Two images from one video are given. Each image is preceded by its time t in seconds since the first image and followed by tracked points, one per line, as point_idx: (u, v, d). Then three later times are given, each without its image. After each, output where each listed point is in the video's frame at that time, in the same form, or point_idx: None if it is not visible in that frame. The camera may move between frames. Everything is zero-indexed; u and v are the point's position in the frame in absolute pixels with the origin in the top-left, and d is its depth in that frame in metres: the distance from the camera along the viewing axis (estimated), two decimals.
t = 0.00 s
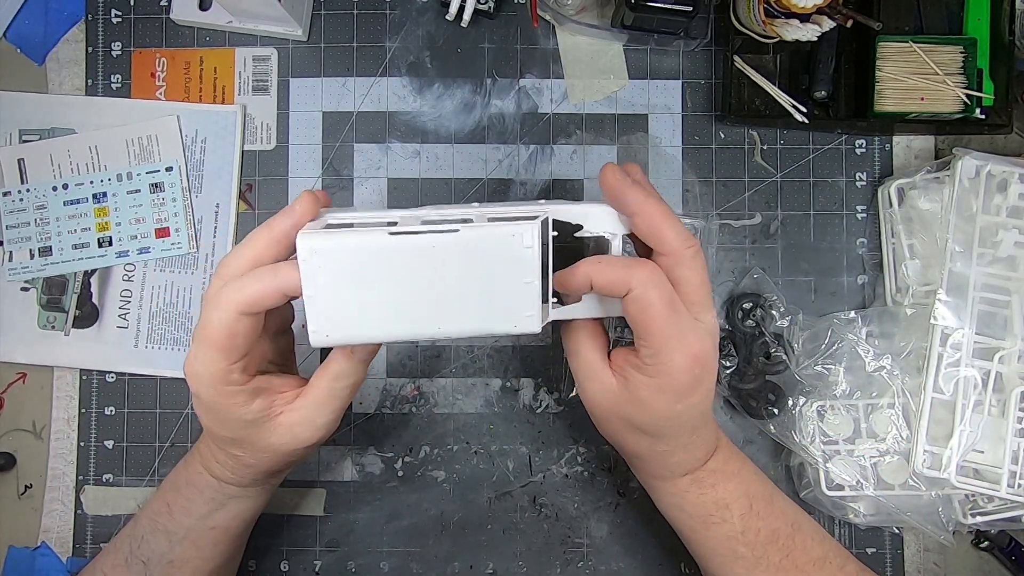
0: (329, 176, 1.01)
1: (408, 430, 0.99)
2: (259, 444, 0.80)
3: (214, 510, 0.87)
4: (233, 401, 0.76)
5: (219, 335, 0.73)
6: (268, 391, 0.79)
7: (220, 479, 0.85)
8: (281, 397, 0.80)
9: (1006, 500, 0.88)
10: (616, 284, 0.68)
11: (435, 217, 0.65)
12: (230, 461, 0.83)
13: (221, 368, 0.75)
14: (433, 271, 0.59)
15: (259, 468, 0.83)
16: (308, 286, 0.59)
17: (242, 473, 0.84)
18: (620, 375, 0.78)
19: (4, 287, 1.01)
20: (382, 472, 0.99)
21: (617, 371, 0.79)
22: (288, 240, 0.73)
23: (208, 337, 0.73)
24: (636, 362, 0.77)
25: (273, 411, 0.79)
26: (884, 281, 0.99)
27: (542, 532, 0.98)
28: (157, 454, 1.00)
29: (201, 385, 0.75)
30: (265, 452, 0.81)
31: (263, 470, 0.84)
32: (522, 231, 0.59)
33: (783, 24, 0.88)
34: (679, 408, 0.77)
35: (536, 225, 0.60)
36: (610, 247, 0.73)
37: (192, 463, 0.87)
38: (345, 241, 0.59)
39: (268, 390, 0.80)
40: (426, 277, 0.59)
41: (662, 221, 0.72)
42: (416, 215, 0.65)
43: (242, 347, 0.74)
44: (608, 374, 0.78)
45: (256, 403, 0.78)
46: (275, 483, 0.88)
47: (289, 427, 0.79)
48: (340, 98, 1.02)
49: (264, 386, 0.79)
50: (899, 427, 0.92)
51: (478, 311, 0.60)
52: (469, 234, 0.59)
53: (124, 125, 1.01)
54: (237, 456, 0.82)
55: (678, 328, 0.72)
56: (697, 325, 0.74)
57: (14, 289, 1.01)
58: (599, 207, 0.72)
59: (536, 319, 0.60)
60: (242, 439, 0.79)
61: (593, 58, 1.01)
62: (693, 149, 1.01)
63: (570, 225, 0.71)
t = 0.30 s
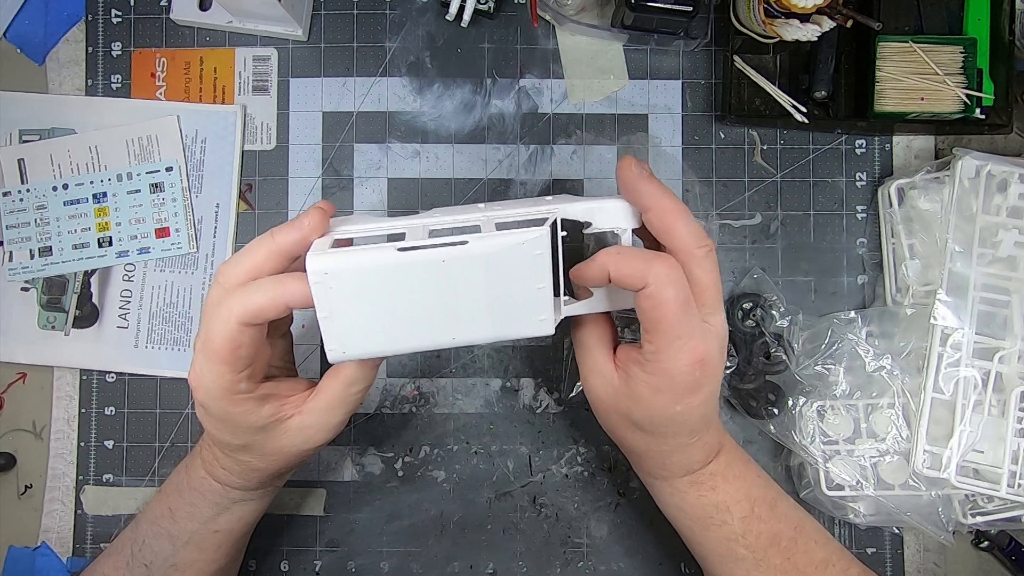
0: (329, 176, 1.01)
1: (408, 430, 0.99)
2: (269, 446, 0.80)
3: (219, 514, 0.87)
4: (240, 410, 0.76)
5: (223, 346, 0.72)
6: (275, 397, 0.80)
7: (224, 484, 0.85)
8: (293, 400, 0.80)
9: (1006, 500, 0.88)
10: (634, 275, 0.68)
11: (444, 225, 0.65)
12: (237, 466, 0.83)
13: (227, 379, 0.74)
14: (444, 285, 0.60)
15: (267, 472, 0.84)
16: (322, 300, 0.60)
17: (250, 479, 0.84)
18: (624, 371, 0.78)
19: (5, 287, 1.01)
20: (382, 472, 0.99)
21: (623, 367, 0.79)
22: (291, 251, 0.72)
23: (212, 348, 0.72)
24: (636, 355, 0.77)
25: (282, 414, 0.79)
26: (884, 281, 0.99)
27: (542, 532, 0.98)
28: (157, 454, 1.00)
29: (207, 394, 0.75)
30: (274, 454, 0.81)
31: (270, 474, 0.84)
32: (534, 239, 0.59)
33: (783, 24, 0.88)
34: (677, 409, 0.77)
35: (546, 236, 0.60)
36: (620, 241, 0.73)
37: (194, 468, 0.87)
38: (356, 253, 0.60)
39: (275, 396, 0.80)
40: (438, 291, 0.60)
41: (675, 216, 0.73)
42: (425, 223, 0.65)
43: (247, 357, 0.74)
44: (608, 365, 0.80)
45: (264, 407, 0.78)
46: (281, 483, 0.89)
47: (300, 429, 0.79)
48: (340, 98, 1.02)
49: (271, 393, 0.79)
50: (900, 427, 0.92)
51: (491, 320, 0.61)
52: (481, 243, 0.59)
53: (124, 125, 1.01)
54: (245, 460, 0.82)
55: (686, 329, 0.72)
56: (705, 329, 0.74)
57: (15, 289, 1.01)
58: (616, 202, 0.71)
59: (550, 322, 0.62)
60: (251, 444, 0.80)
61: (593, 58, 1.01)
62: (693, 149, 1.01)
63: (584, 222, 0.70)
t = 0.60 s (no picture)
0: (329, 176, 1.01)
1: (408, 430, 0.99)
2: (266, 443, 0.80)
3: (216, 513, 0.87)
4: (237, 406, 0.76)
5: (211, 341, 0.71)
6: (271, 392, 0.79)
7: (222, 484, 0.85)
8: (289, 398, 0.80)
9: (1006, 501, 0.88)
10: (646, 300, 0.66)
11: (436, 228, 0.65)
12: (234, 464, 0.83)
13: (222, 375, 0.74)
14: (432, 299, 0.60)
15: (266, 469, 0.84)
16: (308, 299, 0.60)
17: (247, 476, 0.84)
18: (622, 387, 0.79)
19: (5, 287, 1.01)
20: (381, 472, 0.99)
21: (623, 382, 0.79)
22: (282, 242, 0.71)
23: (202, 344, 0.72)
24: (634, 378, 0.78)
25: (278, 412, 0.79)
26: (884, 282, 0.99)
27: (542, 533, 0.98)
28: (157, 453, 1.00)
29: (202, 390, 0.75)
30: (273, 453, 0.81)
31: (270, 472, 0.84)
32: (526, 263, 0.59)
33: (783, 24, 0.88)
34: (674, 434, 0.78)
35: (538, 257, 0.59)
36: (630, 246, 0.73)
37: (193, 469, 0.87)
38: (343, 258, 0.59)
39: (272, 391, 0.80)
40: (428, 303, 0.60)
41: (695, 243, 0.70)
42: (416, 225, 0.65)
43: (238, 352, 0.73)
44: (606, 375, 0.80)
45: (261, 405, 0.77)
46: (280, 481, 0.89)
47: (297, 426, 0.80)
48: (340, 98, 1.01)
49: (267, 388, 0.79)
50: (899, 427, 0.92)
51: (479, 334, 0.62)
52: (470, 263, 0.59)
53: (124, 125, 1.01)
54: (242, 459, 0.82)
55: (691, 368, 0.72)
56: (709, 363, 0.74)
57: (15, 289, 1.01)
58: (619, 215, 0.71)
59: (538, 340, 0.62)
60: (249, 442, 0.80)
61: (593, 58, 1.01)
62: (694, 149, 1.01)
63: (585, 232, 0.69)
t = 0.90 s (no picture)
0: (329, 176, 1.01)
1: (408, 430, 0.99)
2: (256, 449, 0.80)
3: (216, 516, 0.87)
4: (233, 410, 0.76)
5: (207, 339, 0.73)
6: (265, 399, 0.80)
7: (223, 485, 0.85)
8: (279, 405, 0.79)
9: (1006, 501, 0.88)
10: (633, 314, 0.66)
11: (424, 233, 0.64)
12: (229, 467, 0.83)
13: (218, 375, 0.75)
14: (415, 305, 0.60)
15: (261, 475, 0.83)
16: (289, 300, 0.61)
17: (245, 480, 0.84)
18: (613, 395, 0.79)
19: (5, 287, 1.01)
20: (381, 472, 0.99)
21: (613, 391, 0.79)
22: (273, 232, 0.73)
23: (200, 344, 0.73)
24: (622, 388, 0.78)
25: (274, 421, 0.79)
26: (884, 282, 0.99)
27: (542, 533, 0.98)
28: (157, 453, 1.00)
29: (198, 392, 0.75)
30: (262, 460, 0.81)
31: (269, 478, 0.84)
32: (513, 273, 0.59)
33: (783, 24, 0.88)
34: (665, 442, 0.78)
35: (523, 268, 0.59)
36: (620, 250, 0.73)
37: (192, 470, 0.87)
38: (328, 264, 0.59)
39: (270, 399, 0.80)
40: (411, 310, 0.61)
41: (681, 256, 0.70)
42: (403, 228, 0.64)
43: (233, 351, 0.74)
44: (597, 383, 0.81)
45: (257, 413, 0.78)
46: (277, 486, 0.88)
47: (284, 432, 0.79)
48: (339, 98, 1.02)
49: (262, 395, 0.79)
50: (899, 427, 0.92)
51: (462, 339, 0.62)
52: (457, 271, 0.59)
53: (125, 124, 1.01)
54: (234, 462, 0.82)
55: (679, 379, 0.72)
56: (697, 372, 0.74)
57: (15, 289, 1.01)
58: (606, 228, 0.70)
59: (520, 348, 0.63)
60: (246, 449, 0.80)
61: (593, 58, 1.01)
62: (694, 149, 1.01)
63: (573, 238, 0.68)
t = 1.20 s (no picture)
0: (329, 176, 1.01)
1: (408, 430, 0.99)
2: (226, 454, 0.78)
3: (205, 518, 0.86)
4: (200, 406, 0.75)
5: (190, 334, 0.73)
6: (240, 399, 0.78)
7: (210, 485, 0.85)
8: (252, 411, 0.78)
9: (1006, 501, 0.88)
10: (598, 317, 0.67)
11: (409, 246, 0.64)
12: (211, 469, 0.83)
13: (193, 370, 0.74)
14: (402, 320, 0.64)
15: (237, 478, 0.82)
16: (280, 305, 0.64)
17: (228, 481, 0.83)
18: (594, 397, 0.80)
19: (5, 287, 1.01)
20: (382, 472, 0.99)
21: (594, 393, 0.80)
22: (265, 237, 0.73)
23: (180, 335, 0.73)
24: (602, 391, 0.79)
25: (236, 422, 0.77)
26: (884, 282, 0.99)
27: (542, 533, 0.98)
28: (157, 453, 1.00)
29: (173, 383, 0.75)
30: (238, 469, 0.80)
31: (243, 481, 0.82)
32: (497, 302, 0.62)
33: (783, 24, 0.88)
34: (645, 445, 0.79)
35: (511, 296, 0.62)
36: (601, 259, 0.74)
37: (188, 471, 0.87)
38: (319, 280, 0.62)
39: (241, 399, 0.78)
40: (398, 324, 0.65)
41: (654, 259, 0.71)
42: (393, 242, 0.64)
43: (213, 348, 0.74)
44: (579, 386, 0.82)
45: (223, 413, 0.76)
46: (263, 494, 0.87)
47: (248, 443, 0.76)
48: (339, 98, 1.01)
49: (235, 394, 0.78)
50: (899, 427, 0.92)
51: (448, 349, 0.67)
52: (443, 296, 0.62)
53: (125, 124, 1.01)
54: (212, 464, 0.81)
55: (651, 381, 0.73)
56: (670, 375, 0.74)
57: (14, 289, 1.01)
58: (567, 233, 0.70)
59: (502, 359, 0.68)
60: (217, 449, 0.78)
61: (593, 58, 1.01)
62: (694, 149, 1.01)
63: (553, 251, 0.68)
